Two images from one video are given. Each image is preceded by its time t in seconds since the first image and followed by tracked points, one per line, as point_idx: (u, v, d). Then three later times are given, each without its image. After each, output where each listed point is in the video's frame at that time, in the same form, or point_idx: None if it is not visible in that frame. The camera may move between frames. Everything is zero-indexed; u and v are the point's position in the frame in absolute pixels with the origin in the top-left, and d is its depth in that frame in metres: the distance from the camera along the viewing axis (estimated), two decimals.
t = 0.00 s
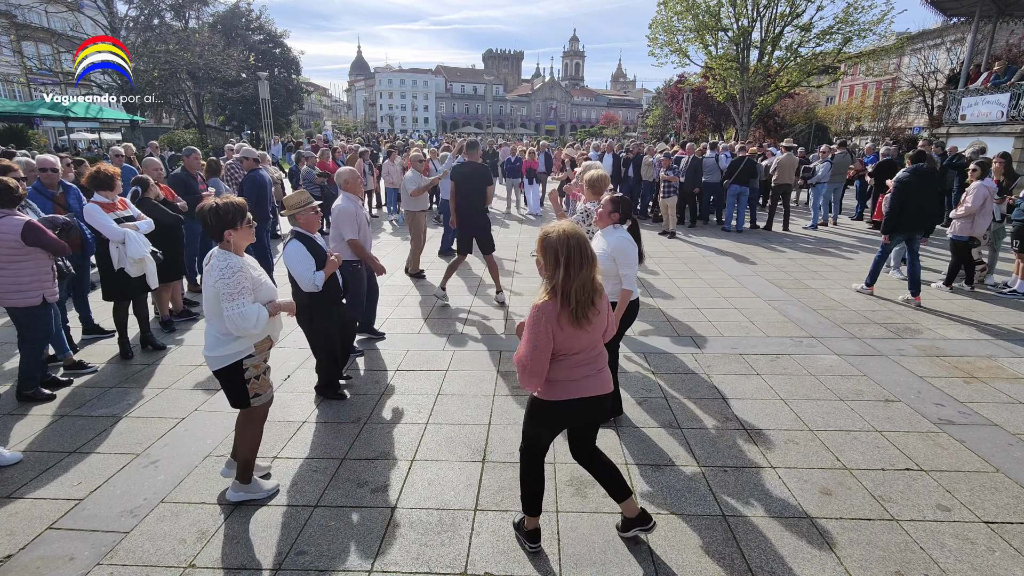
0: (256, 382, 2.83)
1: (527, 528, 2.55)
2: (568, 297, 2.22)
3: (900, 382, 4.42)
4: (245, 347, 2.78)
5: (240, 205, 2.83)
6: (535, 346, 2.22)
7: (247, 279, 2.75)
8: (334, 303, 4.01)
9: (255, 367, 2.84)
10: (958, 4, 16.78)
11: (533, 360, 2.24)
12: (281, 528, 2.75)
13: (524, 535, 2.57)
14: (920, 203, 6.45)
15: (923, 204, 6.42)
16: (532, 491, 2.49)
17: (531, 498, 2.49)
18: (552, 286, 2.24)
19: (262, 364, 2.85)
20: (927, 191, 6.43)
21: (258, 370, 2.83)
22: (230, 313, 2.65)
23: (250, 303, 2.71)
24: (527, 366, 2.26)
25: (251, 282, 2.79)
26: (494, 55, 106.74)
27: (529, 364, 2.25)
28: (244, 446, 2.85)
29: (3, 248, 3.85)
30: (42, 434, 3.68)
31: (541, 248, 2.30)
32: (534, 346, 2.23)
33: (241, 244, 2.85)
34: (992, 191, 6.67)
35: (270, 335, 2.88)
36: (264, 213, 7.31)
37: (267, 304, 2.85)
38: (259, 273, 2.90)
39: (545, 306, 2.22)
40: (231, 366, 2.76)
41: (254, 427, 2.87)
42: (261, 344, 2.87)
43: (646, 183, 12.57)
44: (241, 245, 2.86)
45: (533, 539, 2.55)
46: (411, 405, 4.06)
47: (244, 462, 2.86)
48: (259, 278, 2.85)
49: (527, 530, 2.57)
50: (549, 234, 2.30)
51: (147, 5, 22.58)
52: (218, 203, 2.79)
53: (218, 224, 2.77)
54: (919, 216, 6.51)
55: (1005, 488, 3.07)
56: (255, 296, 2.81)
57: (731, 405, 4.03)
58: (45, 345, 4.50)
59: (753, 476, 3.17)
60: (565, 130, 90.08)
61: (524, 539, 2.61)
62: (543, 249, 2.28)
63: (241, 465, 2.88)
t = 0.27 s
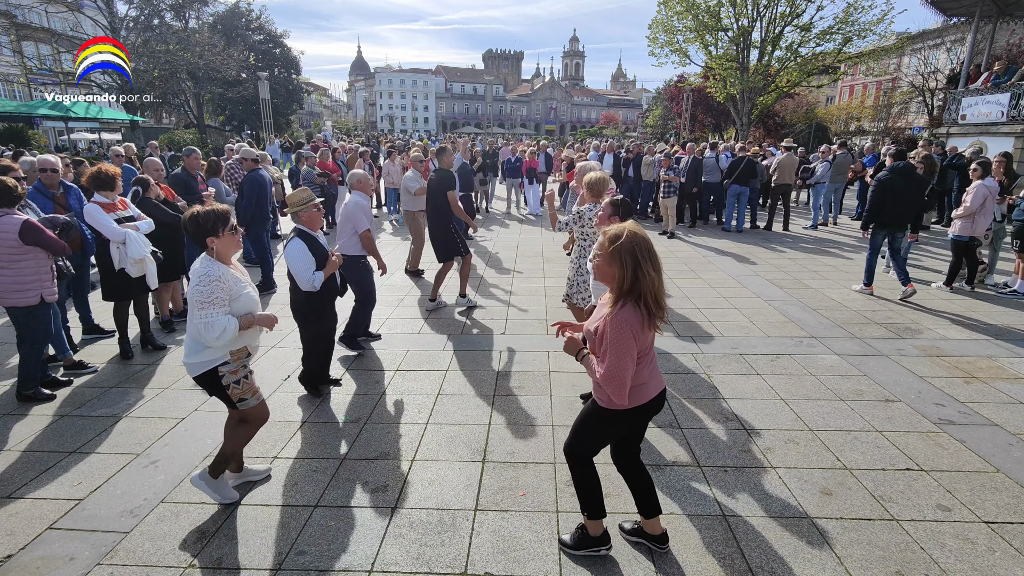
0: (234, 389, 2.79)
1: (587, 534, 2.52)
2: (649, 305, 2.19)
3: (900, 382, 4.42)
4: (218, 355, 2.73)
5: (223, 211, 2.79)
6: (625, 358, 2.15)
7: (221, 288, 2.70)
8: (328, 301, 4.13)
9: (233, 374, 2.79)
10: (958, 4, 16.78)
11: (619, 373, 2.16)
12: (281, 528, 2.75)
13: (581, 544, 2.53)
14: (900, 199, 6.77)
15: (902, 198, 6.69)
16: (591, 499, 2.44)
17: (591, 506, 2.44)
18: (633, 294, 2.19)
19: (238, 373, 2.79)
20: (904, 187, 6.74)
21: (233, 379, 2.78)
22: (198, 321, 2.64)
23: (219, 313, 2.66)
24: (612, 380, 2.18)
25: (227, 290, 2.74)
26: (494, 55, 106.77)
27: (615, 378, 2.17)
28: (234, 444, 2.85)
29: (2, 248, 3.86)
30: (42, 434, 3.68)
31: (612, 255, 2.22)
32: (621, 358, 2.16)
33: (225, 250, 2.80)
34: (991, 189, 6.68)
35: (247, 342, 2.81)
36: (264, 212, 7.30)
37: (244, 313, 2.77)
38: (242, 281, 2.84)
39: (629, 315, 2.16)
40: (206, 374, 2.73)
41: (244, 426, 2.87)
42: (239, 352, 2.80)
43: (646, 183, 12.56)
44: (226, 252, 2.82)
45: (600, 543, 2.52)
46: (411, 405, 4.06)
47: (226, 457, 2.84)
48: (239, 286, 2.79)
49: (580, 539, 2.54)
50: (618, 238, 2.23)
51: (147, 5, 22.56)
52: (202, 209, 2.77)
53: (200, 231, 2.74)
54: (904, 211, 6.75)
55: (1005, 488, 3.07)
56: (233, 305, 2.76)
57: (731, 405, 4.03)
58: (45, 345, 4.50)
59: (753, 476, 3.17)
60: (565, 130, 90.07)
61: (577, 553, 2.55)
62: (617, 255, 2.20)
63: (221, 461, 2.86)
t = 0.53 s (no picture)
0: (208, 392, 2.68)
1: (628, 550, 2.39)
2: (702, 307, 2.20)
3: (900, 382, 4.42)
4: (195, 353, 2.65)
5: (208, 205, 2.72)
6: (689, 364, 2.12)
7: (196, 283, 2.61)
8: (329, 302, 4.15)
9: (210, 375, 2.69)
10: (958, 4, 16.79)
11: (679, 380, 2.13)
12: (280, 528, 2.74)
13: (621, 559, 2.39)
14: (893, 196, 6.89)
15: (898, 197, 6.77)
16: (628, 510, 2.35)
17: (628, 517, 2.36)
18: (686, 298, 2.18)
19: (215, 372, 2.69)
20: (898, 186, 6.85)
21: (208, 379, 2.68)
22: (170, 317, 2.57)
23: (190, 310, 2.58)
24: (673, 387, 2.14)
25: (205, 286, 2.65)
26: (494, 55, 106.83)
27: (676, 385, 2.13)
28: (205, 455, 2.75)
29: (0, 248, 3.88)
30: (42, 434, 3.68)
31: (662, 258, 2.21)
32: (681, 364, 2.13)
33: (211, 245, 2.73)
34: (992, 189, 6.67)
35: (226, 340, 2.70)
36: (264, 211, 7.29)
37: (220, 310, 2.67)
38: (224, 277, 2.74)
39: (686, 319, 2.15)
40: (184, 371, 2.67)
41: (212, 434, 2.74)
42: (218, 352, 2.70)
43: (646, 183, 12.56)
44: (212, 247, 2.74)
45: (641, 558, 2.40)
46: (411, 405, 4.06)
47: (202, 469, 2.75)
48: (218, 283, 2.69)
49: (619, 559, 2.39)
50: (668, 242, 2.23)
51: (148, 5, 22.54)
52: (188, 203, 2.71)
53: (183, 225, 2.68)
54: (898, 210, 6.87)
55: (1007, 488, 3.07)
56: (211, 302, 2.67)
57: (731, 405, 4.03)
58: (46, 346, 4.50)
59: (754, 476, 3.17)
60: (565, 130, 90.10)
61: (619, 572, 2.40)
62: (669, 259, 2.20)
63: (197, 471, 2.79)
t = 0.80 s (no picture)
0: (201, 396, 2.67)
1: None
2: (739, 306, 2.18)
3: (901, 382, 4.42)
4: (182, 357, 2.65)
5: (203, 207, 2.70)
6: (740, 365, 2.07)
7: (174, 285, 2.56)
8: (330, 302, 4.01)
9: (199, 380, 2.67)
10: (958, 4, 16.78)
11: (729, 383, 2.06)
12: (281, 528, 2.75)
13: None
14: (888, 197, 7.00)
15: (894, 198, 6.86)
16: (704, 537, 2.24)
17: (706, 545, 2.23)
18: (727, 297, 2.14)
19: (207, 378, 2.67)
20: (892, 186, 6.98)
21: (202, 384, 2.66)
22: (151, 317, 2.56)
23: (165, 311, 2.53)
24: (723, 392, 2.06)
25: (189, 288, 2.62)
26: (494, 56, 106.89)
27: (726, 389, 2.06)
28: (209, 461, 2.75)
29: (1, 248, 3.87)
30: (43, 434, 3.68)
31: (706, 256, 2.14)
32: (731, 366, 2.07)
33: (208, 247, 2.71)
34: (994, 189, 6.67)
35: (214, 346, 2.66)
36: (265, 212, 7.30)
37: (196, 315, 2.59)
38: (215, 280, 2.69)
39: (730, 318, 2.11)
40: (177, 375, 2.66)
41: (219, 441, 2.77)
42: (211, 357, 2.68)
43: (646, 183, 12.55)
44: (210, 248, 2.72)
45: None
46: (412, 405, 4.07)
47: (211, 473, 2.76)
48: (203, 286, 2.64)
49: None
50: (708, 240, 2.17)
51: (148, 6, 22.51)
52: (186, 205, 2.71)
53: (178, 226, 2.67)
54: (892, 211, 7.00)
55: (1007, 488, 3.07)
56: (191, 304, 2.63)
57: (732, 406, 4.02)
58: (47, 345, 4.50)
59: (754, 476, 3.17)
60: (565, 130, 90.11)
61: None
62: (714, 256, 2.13)
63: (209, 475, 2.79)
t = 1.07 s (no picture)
0: (198, 400, 2.67)
1: None
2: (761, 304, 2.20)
3: (901, 383, 4.42)
4: (185, 360, 2.64)
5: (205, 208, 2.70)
6: (760, 366, 2.07)
7: (184, 287, 2.57)
8: (332, 303, 3.99)
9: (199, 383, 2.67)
10: (959, 4, 16.78)
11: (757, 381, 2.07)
12: (282, 529, 2.75)
13: None
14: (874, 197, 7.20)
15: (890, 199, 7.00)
16: (711, 536, 2.23)
17: (713, 544, 2.23)
18: (751, 296, 2.15)
19: (204, 382, 2.67)
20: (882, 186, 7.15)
21: (198, 388, 2.66)
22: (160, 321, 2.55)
23: (177, 314, 2.53)
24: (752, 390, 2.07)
25: (196, 290, 2.62)
26: (494, 56, 106.97)
27: (754, 387, 2.07)
28: (206, 461, 2.77)
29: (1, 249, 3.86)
30: (43, 434, 3.69)
31: (732, 255, 2.14)
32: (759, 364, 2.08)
33: (209, 249, 2.71)
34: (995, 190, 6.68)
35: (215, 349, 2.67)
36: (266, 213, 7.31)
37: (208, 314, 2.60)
38: (216, 282, 2.69)
39: (755, 317, 2.13)
40: (176, 378, 2.66)
41: (216, 439, 2.77)
42: (208, 361, 2.67)
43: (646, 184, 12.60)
44: (211, 250, 2.72)
45: None
46: (411, 405, 4.07)
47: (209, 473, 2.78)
48: (207, 288, 2.65)
49: None
50: (732, 240, 2.17)
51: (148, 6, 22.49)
52: (188, 205, 2.69)
53: (184, 227, 2.65)
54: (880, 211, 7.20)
55: (1006, 488, 3.07)
56: (198, 306, 2.62)
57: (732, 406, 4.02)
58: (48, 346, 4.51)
59: (753, 476, 3.18)
60: (565, 131, 90.13)
61: None
62: (739, 255, 2.13)
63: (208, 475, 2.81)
